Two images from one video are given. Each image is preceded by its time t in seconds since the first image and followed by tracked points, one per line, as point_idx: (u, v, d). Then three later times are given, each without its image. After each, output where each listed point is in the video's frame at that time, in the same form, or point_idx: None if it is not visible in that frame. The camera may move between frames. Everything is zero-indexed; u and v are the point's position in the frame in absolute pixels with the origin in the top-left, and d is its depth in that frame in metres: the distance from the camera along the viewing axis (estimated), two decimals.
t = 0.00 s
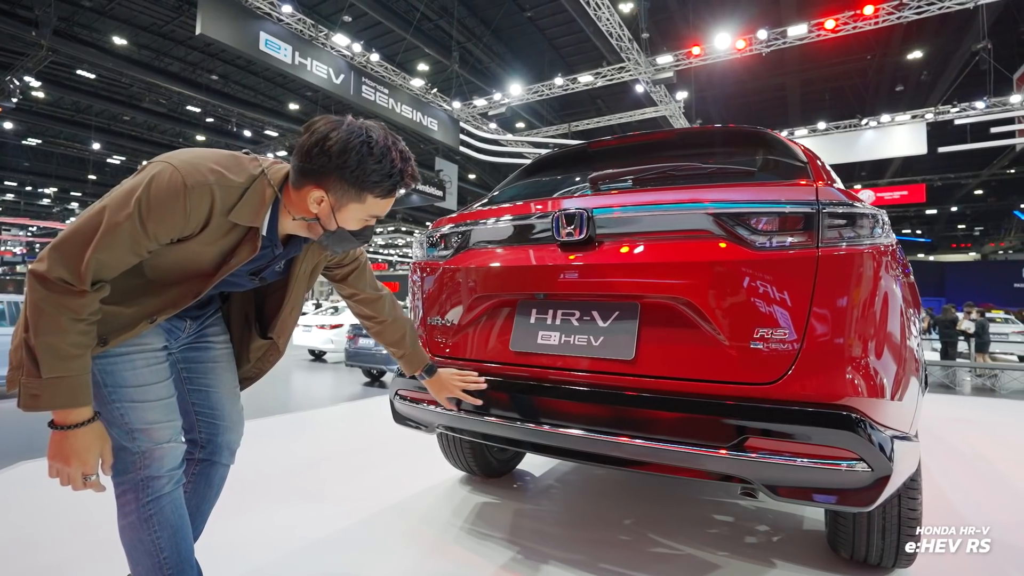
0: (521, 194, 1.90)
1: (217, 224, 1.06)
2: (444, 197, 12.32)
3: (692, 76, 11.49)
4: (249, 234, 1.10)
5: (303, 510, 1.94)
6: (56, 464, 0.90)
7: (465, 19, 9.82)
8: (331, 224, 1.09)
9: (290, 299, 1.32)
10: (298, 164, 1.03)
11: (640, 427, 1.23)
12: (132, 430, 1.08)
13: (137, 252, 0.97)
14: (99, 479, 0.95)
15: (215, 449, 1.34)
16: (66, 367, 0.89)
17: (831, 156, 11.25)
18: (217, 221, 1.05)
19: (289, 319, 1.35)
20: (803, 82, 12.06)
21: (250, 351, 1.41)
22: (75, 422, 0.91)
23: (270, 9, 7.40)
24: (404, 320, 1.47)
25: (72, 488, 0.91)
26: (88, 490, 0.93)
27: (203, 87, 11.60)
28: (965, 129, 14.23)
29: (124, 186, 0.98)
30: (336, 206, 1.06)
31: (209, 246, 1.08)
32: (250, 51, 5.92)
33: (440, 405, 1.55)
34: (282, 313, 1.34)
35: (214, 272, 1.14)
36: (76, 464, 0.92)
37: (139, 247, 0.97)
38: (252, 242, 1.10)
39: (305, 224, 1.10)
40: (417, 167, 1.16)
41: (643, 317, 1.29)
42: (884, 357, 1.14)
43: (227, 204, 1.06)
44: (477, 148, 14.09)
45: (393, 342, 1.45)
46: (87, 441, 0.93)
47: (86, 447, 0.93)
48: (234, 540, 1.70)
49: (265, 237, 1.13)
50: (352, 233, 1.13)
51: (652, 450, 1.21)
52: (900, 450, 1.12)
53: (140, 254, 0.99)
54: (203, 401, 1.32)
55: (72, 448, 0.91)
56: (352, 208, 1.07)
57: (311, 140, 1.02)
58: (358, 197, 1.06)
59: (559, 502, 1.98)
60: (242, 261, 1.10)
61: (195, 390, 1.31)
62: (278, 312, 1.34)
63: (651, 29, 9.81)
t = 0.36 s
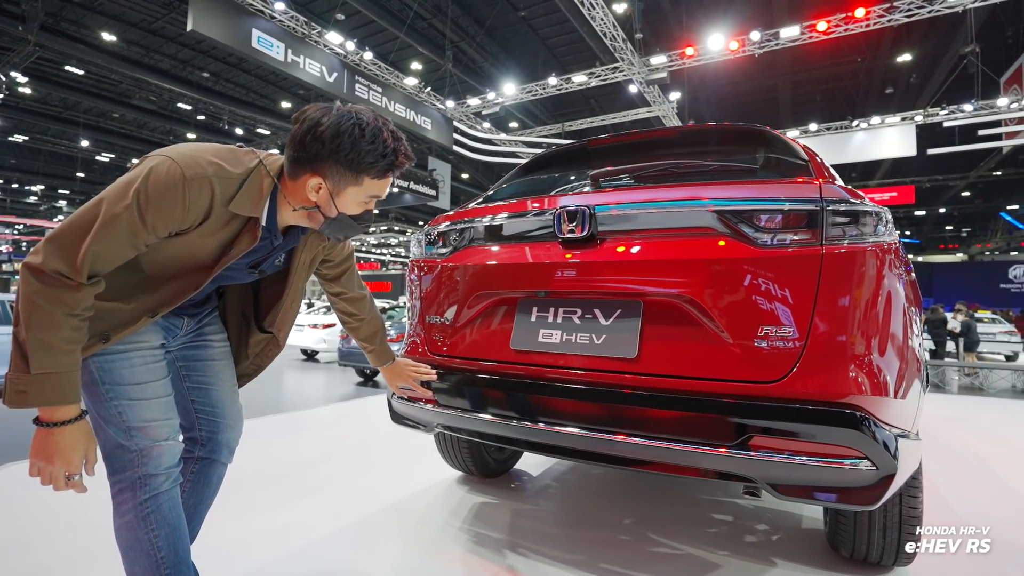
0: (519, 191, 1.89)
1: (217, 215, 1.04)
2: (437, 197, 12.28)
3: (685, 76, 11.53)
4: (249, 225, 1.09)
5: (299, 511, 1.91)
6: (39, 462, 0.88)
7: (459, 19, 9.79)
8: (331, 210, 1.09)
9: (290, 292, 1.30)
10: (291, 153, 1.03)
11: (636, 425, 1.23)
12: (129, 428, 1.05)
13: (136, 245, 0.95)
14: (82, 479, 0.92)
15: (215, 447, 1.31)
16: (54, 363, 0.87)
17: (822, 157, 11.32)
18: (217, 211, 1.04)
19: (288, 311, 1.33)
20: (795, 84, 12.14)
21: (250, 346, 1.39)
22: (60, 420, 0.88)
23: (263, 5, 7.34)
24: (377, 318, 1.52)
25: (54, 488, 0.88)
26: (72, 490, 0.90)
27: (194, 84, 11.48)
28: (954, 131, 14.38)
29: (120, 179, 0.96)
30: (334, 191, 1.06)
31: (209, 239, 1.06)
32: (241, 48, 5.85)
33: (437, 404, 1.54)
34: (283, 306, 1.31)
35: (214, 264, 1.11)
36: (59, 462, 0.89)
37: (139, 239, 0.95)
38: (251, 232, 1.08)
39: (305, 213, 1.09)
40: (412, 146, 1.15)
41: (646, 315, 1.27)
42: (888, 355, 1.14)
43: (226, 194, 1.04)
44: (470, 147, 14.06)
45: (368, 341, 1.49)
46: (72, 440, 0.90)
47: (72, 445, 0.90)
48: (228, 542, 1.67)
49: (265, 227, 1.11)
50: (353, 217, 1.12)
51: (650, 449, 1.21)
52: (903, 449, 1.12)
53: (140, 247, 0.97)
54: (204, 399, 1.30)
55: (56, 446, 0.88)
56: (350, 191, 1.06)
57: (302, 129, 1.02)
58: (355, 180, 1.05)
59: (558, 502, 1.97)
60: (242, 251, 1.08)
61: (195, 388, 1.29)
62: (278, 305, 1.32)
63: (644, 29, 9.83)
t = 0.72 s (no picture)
0: (516, 190, 1.88)
1: (204, 166, 1.03)
2: (430, 196, 12.24)
3: (677, 77, 11.56)
4: (237, 174, 1.08)
5: (295, 513, 1.89)
6: (61, 433, 0.86)
7: (452, 19, 9.76)
8: (307, 141, 1.09)
9: (278, 248, 1.26)
10: (260, 90, 1.07)
11: (633, 425, 1.23)
12: (131, 428, 1.03)
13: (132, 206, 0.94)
14: (106, 451, 0.91)
15: (219, 449, 1.28)
16: (67, 337, 0.84)
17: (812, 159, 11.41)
18: (204, 162, 1.03)
19: (279, 269, 1.29)
20: (786, 85, 12.22)
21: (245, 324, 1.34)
22: (77, 391, 0.86)
23: (254, 3, 7.27)
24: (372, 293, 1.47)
25: (80, 459, 0.88)
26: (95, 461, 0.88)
27: (184, 82, 11.35)
28: (942, 133, 14.55)
29: (102, 151, 0.95)
30: (306, 119, 1.07)
31: (202, 191, 1.05)
32: (232, 46, 5.78)
33: (435, 405, 1.53)
34: (272, 263, 1.27)
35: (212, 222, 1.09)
36: (84, 432, 0.88)
37: (132, 199, 0.94)
38: (241, 181, 1.07)
39: (283, 151, 1.10)
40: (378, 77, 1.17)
41: (649, 315, 1.26)
42: (890, 353, 1.14)
43: (208, 144, 1.04)
44: (463, 146, 14.03)
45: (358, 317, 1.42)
46: (94, 409, 0.88)
47: (92, 415, 0.88)
48: (221, 545, 1.64)
49: (252, 177, 1.11)
50: (331, 149, 1.12)
51: (647, 449, 1.21)
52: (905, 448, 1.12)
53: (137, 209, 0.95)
54: (208, 400, 1.27)
55: (79, 415, 0.87)
56: (321, 117, 1.08)
57: (266, 67, 1.06)
58: (324, 104, 1.07)
59: (556, 503, 1.96)
60: (237, 200, 1.07)
61: (199, 388, 1.26)
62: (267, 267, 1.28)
63: (637, 29, 9.84)
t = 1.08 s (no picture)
0: (516, 190, 1.86)
1: (167, 92, 1.05)
2: (423, 196, 12.20)
3: (670, 77, 11.60)
4: (200, 96, 1.10)
5: (291, 516, 1.86)
6: (34, 392, 0.87)
7: (445, 18, 9.73)
8: (247, 48, 1.11)
9: (253, 191, 1.23)
10: None
11: (630, 425, 1.22)
12: (150, 428, 1.03)
13: (105, 149, 0.94)
14: (78, 415, 0.91)
15: (216, 451, 1.25)
16: (43, 302, 0.84)
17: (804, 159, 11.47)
18: (165, 88, 1.04)
19: (255, 212, 1.24)
20: (778, 86, 12.28)
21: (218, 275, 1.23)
22: (53, 350, 0.87)
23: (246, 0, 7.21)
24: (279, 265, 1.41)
25: (47, 418, 0.88)
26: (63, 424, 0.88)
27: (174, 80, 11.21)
28: (930, 134, 14.70)
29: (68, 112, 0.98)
30: (240, 24, 1.09)
31: (174, 120, 1.06)
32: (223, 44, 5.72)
33: (436, 407, 1.51)
34: (247, 204, 1.22)
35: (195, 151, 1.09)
36: (54, 393, 0.88)
37: (105, 142, 0.95)
38: (206, 102, 1.09)
39: (230, 63, 1.13)
40: None
41: (652, 315, 1.25)
42: (894, 352, 1.14)
43: (162, 74, 1.06)
44: (457, 146, 13.98)
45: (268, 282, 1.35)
46: (67, 369, 0.88)
47: (66, 375, 0.88)
48: (217, 549, 1.61)
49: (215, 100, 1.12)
50: (275, 53, 1.13)
51: (644, 449, 1.20)
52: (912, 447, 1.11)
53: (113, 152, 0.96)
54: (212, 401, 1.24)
55: (51, 375, 0.87)
56: (254, 19, 1.09)
57: None
58: (253, 5, 1.09)
59: (556, 504, 1.94)
60: (209, 119, 1.08)
61: (205, 389, 1.22)
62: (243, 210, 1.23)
63: (630, 29, 9.85)
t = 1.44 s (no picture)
0: (514, 192, 1.86)
1: (133, 51, 1.04)
2: (417, 195, 12.16)
3: (665, 78, 11.63)
4: (166, 52, 1.09)
5: (290, 519, 1.84)
6: (44, 365, 0.84)
7: (439, 17, 9.70)
8: (202, 2, 1.09)
9: (245, 146, 1.22)
10: None
11: (628, 426, 1.22)
12: (150, 434, 1.03)
13: (85, 114, 0.93)
14: (93, 384, 0.89)
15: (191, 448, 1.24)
16: (47, 272, 0.83)
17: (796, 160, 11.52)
18: (130, 48, 1.04)
19: (252, 165, 1.23)
20: (771, 87, 12.35)
21: (230, 237, 1.21)
22: (60, 320, 0.85)
23: None
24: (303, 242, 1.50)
25: (58, 393, 0.85)
26: (74, 398, 0.86)
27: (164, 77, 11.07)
28: (921, 135, 14.84)
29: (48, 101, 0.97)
30: None
31: (149, 79, 1.05)
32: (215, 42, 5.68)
33: (437, 409, 1.50)
34: (242, 158, 1.21)
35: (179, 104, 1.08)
36: (67, 363, 0.86)
37: (84, 108, 0.93)
38: (173, 58, 1.09)
39: (187, 20, 1.11)
40: None
41: (657, 317, 1.24)
42: (896, 353, 1.14)
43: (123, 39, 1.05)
44: (451, 146, 13.96)
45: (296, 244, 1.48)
46: (78, 339, 0.87)
47: (78, 347, 0.87)
48: (218, 552, 1.60)
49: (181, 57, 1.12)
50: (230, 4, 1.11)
51: (642, 450, 1.20)
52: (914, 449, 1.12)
53: (95, 116, 0.94)
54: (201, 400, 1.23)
55: (62, 346, 0.85)
56: None
57: None
58: None
59: (556, 506, 1.94)
60: (180, 68, 1.08)
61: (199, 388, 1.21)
62: (241, 169, 1.22)
63: (624, 30, 9.87)
